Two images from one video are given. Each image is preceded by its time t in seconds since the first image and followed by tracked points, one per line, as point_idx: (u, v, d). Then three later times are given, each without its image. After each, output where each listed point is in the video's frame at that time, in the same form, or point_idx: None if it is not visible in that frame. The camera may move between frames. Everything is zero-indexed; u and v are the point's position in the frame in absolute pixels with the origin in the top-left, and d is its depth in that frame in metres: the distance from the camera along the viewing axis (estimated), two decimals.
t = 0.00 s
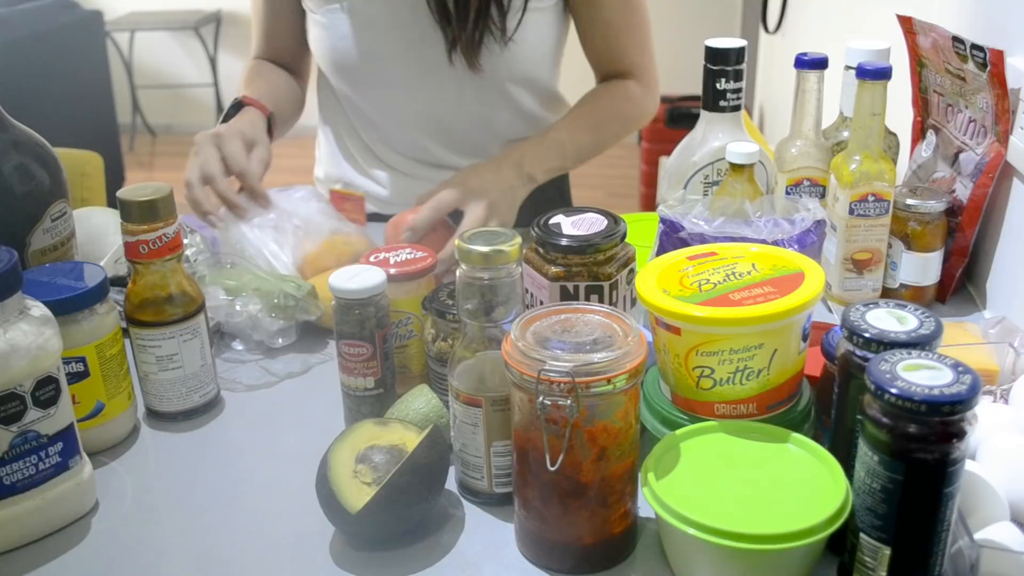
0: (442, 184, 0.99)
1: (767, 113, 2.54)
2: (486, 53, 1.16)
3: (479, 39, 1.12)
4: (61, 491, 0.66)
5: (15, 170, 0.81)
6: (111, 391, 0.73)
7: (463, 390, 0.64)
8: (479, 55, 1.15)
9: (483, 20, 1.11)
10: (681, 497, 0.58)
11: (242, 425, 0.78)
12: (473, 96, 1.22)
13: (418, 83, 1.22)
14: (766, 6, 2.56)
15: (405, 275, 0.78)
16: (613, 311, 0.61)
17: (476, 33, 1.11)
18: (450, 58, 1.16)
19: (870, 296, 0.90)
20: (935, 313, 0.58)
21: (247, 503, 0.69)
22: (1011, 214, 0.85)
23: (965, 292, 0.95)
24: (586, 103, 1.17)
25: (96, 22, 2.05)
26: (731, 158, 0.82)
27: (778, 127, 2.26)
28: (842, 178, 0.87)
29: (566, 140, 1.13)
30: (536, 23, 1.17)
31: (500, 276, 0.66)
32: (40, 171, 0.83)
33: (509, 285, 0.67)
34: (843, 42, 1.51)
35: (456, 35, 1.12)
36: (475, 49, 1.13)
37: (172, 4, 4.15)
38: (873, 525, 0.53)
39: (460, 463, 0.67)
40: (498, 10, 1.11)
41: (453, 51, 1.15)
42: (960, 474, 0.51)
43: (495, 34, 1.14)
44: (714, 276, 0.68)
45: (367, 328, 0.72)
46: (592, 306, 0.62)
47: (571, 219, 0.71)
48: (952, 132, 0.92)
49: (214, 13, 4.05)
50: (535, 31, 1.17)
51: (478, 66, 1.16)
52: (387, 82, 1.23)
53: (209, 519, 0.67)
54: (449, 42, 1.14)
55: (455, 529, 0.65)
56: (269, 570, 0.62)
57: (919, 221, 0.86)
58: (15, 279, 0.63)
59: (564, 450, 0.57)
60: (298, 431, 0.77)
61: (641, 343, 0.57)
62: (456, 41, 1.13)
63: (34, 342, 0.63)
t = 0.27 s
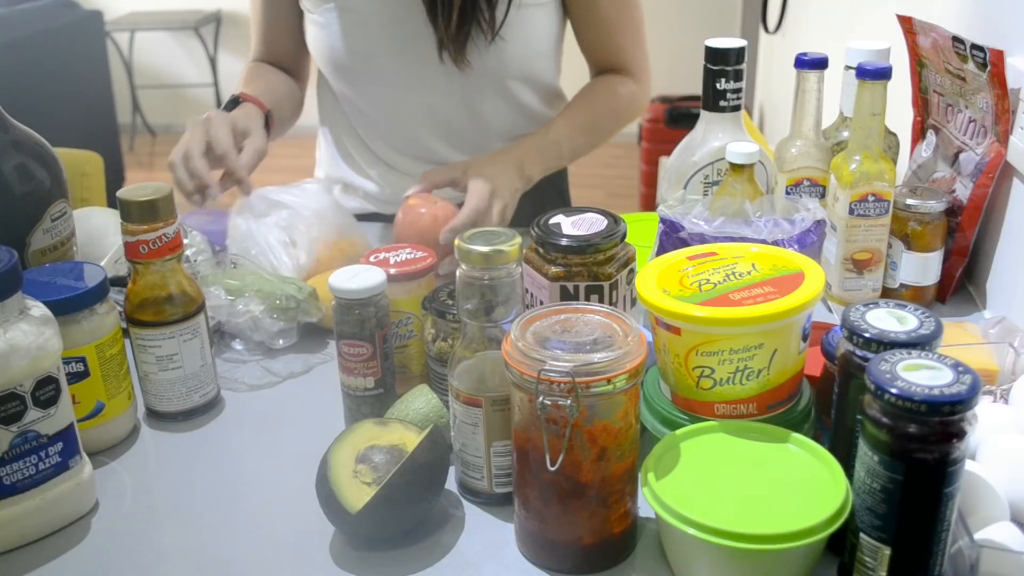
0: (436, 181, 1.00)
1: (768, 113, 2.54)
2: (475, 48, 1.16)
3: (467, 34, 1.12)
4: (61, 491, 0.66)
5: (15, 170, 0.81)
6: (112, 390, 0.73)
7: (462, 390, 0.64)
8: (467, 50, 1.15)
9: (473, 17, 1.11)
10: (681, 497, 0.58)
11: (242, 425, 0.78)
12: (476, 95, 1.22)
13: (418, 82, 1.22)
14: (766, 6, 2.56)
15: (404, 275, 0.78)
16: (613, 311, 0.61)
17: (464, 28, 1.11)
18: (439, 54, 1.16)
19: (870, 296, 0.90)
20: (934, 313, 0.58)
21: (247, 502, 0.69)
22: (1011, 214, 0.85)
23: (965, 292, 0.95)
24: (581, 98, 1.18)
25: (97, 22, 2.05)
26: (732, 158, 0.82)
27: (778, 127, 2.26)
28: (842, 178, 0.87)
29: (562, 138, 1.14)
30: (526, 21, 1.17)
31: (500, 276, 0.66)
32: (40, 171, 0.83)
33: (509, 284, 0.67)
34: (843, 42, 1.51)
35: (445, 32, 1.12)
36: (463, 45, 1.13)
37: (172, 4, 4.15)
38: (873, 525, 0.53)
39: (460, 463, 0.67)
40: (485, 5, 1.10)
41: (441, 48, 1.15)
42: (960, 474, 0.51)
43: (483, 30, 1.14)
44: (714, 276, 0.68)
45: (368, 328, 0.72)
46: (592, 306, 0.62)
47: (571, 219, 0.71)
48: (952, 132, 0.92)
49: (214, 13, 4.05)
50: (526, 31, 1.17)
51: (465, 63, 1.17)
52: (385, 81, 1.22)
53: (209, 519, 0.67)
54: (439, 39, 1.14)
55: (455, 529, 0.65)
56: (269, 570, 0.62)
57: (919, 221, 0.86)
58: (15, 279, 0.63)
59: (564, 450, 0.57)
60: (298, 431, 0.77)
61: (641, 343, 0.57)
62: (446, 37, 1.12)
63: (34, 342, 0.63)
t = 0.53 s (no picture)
0: (433, 183, 1.00)
1: (768, 112, 2.54)
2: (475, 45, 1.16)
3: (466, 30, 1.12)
4: (61, 491, 0.66)
5: (15, 170, 0.81)
6: (112, 390, 0.73)
7: (462, 390, 0.64)
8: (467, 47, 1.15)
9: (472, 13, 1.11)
10: (681, 497, 0.58)
11: (242, 425, 0.78)
12: (477, 94, 1.23)
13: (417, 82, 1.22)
14: (766, 6, 2.56)
15: (404, 275, 0.78)
16: (613, 311, 0.61)
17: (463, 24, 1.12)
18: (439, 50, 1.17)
19: (870, 296, 0.90)
20: (934, 313, 0.58)
21: (247, 502, 0.69)
22: (1011, 214, 0.85)
23: (965, 292, 0.95)
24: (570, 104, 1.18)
25: (97, 22, 2.05)
26: (731, 158, 0.82)
27: (778, 127, 2.26)
28: (842, 178, 0.87)
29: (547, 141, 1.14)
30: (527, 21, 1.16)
31: (500, 276, 0.66)
32: (40, 171, 0.83)
33: (509, 284, 0.67)
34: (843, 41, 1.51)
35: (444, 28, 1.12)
36: (462, 40, 1.13)
37: (172, 4, 4.15)
38: (873, 525, 0.53)
39: (460, 463, 0.67)
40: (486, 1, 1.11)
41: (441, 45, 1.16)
42: (960, 474, 0.51)
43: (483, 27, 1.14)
44: (714, 276, 0.68)
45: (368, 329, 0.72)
46: (592, 306, 0.62)
47: (571, 219, 0.71)
48: (952, 132, 0.92)
49: (214, 13, 4.05)
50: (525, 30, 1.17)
51: (465, 59, 1.17)
52: (385, 80, 1.23)
53: (209, 519, 0.67)
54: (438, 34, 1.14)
55: (455, 529, 0.65)
56: (269, 570, 0.62)
57: (919, 221, 0.86)
58: (15, 279, 0.63)
59: (564, 450, 0.57)
60: (298, 431, 0.77)
61: (641, 343, 0.57)
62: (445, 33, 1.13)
63: (34, 342, 0.63)
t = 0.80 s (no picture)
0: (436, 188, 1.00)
1: (768, 112, 2.54)
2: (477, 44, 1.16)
3: (468, 28, 1.13)
4: (61, 491, 0.66)
5: (15, 170, 0.81)
6: (112, 390, 0.73)
7: (462, 390, 0.64)
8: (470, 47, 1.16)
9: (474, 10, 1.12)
10: (681, 497, 0.58)
11: (242, 425, 0.78)
12: (478, 93, 1.22)
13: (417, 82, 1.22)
14: (766, 6, 2.56)
15: (403, 275, 0.78)
16: (613, 311, 0.61)
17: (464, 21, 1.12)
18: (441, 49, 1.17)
19: (870, 296, 0.90)
20: (935, 313, 0.58)
21: (247, 502, 0.69)
22: (1012, 214, 0.85)
23: (965, 292, 0.95)
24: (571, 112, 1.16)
25: (97, 22, 2.06)
26: (731, 158, 0.82)
27: (778, 127, 2.26)
28: (842, 178, 0.87)
29: (539, 153, 1.13)
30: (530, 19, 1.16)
31: (500, 276, 0.66)
32: (40, 171, 0.83)
33: (509, 284, 0.67)
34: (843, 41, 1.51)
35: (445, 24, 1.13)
36: (464, 39, 1.14)
37: (172, 4, 4.15)
38: (873, 525, 0.53)
39: (460, 463, 0.67)
40: None
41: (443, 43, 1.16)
42: (960, 474, 0.51)
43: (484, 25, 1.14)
44: (714, 276, 0.68)
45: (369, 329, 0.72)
46: (592, 306, 0.62)
47: (571, 219, 0.71)
48: (952, 132, 0.92)
49: (214, 13, 4.05)
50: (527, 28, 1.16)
51: (467, 57, 1.16)
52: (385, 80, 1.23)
53: (209, 519, 0.67)
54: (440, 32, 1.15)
55: (454, 529, 0.65)
56: (269, 570, 0.62)
57: (919, 221, 0.86)
58: (15, 279, 0.63)
59: (564, 450, 0.57)
60: (298, 431, 0.77)
61: (641, 343, 0.57)
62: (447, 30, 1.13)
63: (34, 342, 0.63)
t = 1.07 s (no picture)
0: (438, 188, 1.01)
1: (768, 112, 2.54)
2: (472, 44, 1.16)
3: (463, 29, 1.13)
4: (61, 491, 0.66)
5: (15, 170, 0.81)
6: (112, 390, 0.73)
7: (462, 390, 0.64)
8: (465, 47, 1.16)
9: (468, 13, 1.11)
10: (681, 497, 0.58)
11: (242, 425, 0.78)
12: (478, 93, 1.23)
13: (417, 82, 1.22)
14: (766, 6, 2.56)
15: (402, 275, 0.78)
16: (613, 311, 0.61)
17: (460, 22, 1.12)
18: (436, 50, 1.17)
19: (870, 296, 0.90)
20: (934, 313, 0.58)
21: (248, 502, 0.69)
22: (1011, 214, 0.85)
23: (965, 292, 0.95)
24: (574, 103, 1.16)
25: (96, 22, 2.06)
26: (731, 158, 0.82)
27: (778, 126, 2.26)
28: (842, 178, 0.87)
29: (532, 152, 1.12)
30: (526, 20, 1.15)
31: (500, 276, 0.66)
32: (40, 171, 0.83)
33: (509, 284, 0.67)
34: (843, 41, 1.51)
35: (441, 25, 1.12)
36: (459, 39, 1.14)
37: (171, 4, 4.15)
38: (873, 525, 0.53)
39: (460, 463, 0.67)
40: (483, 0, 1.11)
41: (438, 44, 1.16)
42: (960, 474, 0.51)
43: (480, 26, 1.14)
44: (714, 276, 0.68)
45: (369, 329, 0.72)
46: (592, 306, 0.62)
47: (571, 219, 0.71)
48: (952, 132, 0.92)
49: (214, 13, 4.05)
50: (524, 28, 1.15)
51: (462, 58, 1.17)
52: (385, 80, 1.23)
53: (209, 519, 0.67)
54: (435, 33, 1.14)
55: (454, 529, 0.65)
56: (269, 570, 0.62)
57: (919, 221, 0.86)
58: (15, 279, 0.63)
59: (564, 450, 0.57)
60: (298, 431, 0.77)
61: (641, 343, 0.57)
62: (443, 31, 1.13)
63: (34, 342, 0.63)
